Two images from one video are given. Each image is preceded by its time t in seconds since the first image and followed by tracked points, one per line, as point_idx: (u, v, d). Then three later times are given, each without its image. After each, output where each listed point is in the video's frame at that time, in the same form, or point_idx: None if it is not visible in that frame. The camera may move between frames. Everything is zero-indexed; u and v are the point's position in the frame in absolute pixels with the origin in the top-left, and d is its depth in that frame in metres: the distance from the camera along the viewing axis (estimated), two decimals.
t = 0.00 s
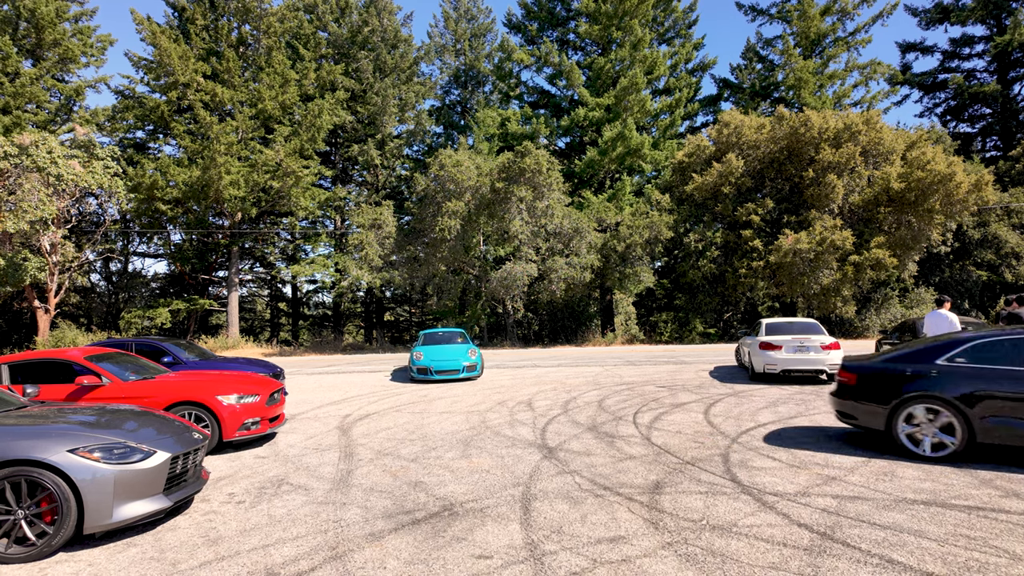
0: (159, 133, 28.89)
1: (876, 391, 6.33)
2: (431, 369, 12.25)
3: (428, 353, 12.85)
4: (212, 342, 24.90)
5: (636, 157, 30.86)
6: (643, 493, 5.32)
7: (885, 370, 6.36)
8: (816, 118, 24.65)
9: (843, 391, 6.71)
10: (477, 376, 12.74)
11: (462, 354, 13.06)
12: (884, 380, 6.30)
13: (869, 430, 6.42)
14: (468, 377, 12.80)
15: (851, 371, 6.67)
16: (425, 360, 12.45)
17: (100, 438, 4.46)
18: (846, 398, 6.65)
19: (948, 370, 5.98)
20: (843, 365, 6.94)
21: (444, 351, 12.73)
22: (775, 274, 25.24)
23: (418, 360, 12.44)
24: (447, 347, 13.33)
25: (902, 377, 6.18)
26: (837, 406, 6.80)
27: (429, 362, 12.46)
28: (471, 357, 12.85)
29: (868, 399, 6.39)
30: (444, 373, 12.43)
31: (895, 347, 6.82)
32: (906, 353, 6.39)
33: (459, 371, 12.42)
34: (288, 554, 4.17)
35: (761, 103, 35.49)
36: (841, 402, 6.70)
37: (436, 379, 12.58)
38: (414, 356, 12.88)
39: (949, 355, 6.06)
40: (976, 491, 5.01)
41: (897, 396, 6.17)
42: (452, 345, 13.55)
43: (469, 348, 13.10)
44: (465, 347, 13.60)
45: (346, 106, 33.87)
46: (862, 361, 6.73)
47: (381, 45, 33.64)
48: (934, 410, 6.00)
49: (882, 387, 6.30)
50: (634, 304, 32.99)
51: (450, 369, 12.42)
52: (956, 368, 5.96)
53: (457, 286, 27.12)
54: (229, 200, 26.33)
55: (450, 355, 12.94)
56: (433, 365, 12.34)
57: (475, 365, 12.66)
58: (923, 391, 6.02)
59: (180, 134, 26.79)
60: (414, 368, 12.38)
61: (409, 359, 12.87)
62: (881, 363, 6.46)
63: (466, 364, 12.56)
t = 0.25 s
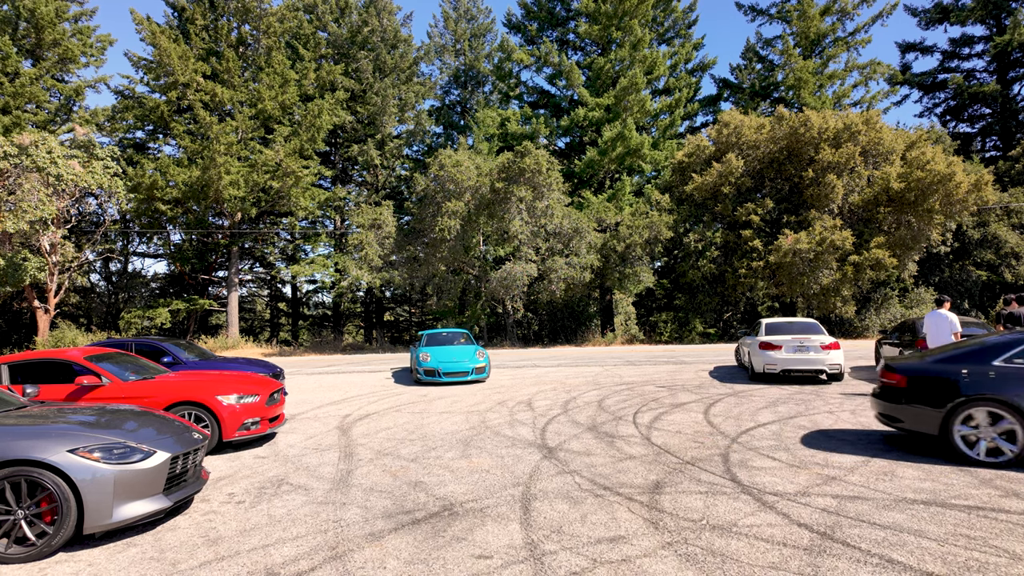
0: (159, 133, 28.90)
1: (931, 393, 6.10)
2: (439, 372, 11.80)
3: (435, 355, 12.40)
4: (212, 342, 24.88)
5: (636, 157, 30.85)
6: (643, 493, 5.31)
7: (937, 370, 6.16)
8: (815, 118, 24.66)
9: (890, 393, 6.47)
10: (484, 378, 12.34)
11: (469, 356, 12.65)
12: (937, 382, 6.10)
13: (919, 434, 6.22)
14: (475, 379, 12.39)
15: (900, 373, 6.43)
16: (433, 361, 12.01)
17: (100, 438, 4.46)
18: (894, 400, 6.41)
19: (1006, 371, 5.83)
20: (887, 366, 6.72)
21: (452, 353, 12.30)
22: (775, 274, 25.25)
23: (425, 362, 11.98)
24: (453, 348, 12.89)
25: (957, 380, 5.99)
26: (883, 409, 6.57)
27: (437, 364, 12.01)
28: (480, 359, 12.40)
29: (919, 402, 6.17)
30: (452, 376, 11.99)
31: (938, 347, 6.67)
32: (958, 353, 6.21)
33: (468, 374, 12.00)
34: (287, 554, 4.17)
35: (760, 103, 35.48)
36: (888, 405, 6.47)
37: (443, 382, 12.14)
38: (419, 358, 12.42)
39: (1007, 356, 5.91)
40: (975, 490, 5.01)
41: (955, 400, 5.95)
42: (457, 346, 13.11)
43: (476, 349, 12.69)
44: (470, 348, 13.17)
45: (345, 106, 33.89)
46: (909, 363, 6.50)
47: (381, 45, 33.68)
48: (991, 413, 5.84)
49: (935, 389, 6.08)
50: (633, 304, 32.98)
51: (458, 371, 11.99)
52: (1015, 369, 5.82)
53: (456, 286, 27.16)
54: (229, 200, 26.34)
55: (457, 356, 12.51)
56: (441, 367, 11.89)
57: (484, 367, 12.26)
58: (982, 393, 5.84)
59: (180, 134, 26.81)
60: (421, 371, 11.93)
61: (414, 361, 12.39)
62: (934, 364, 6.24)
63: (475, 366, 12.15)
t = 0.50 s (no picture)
0: (158, 133, 28.90)
1: (986, 395, 5.87)
2: (447, 374, 11.43)
3: (440, 356, 12.01)
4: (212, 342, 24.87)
5: (636, 157, 30.83)
6: (643, 492, 5.31)
7: (994, 372, 5.92)
8: (815, 118, 24.65)
9: (940, 394, 6.25)
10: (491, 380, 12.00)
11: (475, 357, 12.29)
12: (993, 384, 5.87)
13: (967, 436, 6.04)
14: (482, 381, 12.03)
15: (952, 373, 6.19)
16: (440, 363, 11.62)
17: (101, 437, 4.47)
18: (944, 403, 6.19)
19: None
20: (934, 365, 6.48)
21: (458, 354, 11.92)
22: (775, 273, 25.26)
23: (431, 364, 11.58)
24: (458, 349, 12.51)
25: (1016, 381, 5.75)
26: (931, 411, 6.35)
27: (443, 365, 11.62)
28: (487, 360, 12.02)
29: (974, 404, 5.94)
30: (458, 377, 11.60)
31: (985, 344, 6.47)
32: (1012, 353, 5.99)
33: (475, 376, 11.64)
34: (287, 552, 4.17)
35: (760, 102, 35.45)
36: (939, 406, 6.23)
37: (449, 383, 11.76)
38: (424, 359, 12.02)
39: None
40: (975, 489, 5.01)
41: (1011, 402, 5.73)
42: (462, 347, 12.73)
43: (482, 350, 12.32)
44: (475, 348, 12.78)
45: (345, 106, 33.89)
46: (960, 363, 6.26)
47: (381, 45, 33.68)
48: None
49: (992, 391, 5.85)
50: (633, 303, 32.97)
51: (466, 373, 11.62)
52: None
53: (456, 286, 27.18)
54: (228, 200, 26.34)
55: (463, 357, 12.13)
56: (448, 369, 11.51)
57: (492, 369, 11.91)
58: None
59: (181, 134, 26.82)
60: (428, 373, 11.53)
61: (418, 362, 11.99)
62: (987, 364, 6.00)
63: (482, 368, 11.78)
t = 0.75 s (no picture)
0: (158, 132, 28.89)
1: None
2: (452, 375, 11.15)
3: (445, 356, 11.72)
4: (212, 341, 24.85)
5: (636, 156, 30.81)
6: (643, 491, 5.31)
7: None
8: (815, 117, 24.64)
9: (993, 395, 5.99)
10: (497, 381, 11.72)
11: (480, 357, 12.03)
12: None
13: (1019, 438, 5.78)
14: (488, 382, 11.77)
15: (1006, 373, 5.90)
16: (445, 364, 11.35)
17: (100, 436, 4.46)
18: (999, 403, 5.92)
19: None
20: (986, 365, 6.23)
21: (464, 354, 11.67)
22: (775, 272, 25.27)
23: (437, 365, 11.32)
24: (463, 349, 12.19)
25: None
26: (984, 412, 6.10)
27: (449, 366, 11.37)
28: (493, 361, 11.73)
29: None
30: (465, 379, 11.31)
31: None
32: None
33: (482, 377, 11.36)
34: (288, 551, 4.17)
35: (760, 101, 35.41)
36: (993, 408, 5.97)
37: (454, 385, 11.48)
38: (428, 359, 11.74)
39: None
40: (975, 488, 5.01)
41: None
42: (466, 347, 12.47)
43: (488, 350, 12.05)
44: (479, 348, 12.48)
45: (345, 104, 33.87)
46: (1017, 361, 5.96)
47: (381, 44, 33.63)
48: None
49: None
50: (633, 302, 32.97)
51: (472, 374, 11.35)
52: None
53: (456, 285, 27.22)
54: (228, 199, 26.33)
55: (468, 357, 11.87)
56: (453, 369, 11.25)
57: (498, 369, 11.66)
58: None
59: (181, 133, 26.81)
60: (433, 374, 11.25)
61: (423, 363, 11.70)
62: None
63: (489, 369, 11.50)
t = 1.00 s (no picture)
0: (158, 130, 28.89)
1: None
2: (458, 374, 10.94)
3: (450, 356, 11.48)
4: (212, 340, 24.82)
5: (636, 154, 30.80)
6: (644, 489, 5.31)
7: None
8: (816, 115, 24.63)
9: None
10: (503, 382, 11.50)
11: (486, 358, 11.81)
12: None
13: None
14: (494, 383, 11.52)
15: None
16: (450, 364, 11.13)
17: (101, 434, 4.46)
18: None
19: None
20: None
21: (469, 354, 11.47)
22: (775, 271, 25.28)
23: (442, 365, 11.11)
24: (468, 349, 11.93)
25: None
26: None
27: (454, 366, 11.15)
28: (499, 361, 11.47)
29: None
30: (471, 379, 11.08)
31: None
32: None
33: (488, 377, 11.10)
34: (288, 549, 4.17)
35: (761, 100, 35.36)
36: None
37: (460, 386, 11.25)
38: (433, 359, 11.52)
39: None
40: (975, 486, 5.02)
41: None
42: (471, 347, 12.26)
43: (495, 350, 11.80)
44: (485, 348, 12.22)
45: (345, 103, 33.85)
46: None
47: (381, 42, 33.58)
48: None
49: None
50: (634, 301, 32.98)
51: (477, 375, 11.13)
52: None
53: (456, 283, 27.25)
54: (228, 197, 26.33)
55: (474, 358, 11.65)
56: (459, 370, 11.03)
57: (504, 369, 11.41)
58: None
59: (181, 132, 26.80)
60: (438, 374, 11.03)
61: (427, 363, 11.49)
62: None
63: (495, 369, 11.27)
